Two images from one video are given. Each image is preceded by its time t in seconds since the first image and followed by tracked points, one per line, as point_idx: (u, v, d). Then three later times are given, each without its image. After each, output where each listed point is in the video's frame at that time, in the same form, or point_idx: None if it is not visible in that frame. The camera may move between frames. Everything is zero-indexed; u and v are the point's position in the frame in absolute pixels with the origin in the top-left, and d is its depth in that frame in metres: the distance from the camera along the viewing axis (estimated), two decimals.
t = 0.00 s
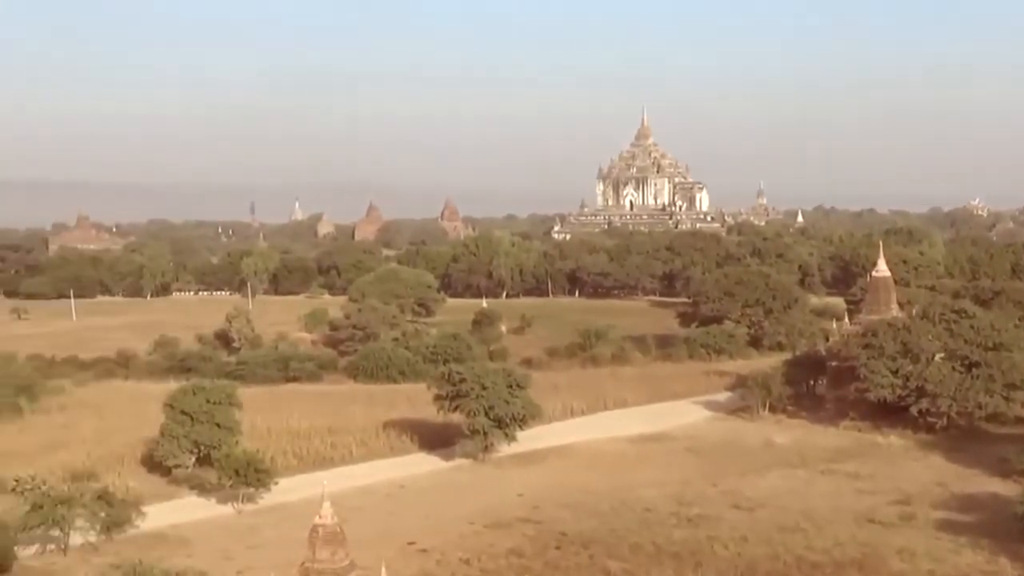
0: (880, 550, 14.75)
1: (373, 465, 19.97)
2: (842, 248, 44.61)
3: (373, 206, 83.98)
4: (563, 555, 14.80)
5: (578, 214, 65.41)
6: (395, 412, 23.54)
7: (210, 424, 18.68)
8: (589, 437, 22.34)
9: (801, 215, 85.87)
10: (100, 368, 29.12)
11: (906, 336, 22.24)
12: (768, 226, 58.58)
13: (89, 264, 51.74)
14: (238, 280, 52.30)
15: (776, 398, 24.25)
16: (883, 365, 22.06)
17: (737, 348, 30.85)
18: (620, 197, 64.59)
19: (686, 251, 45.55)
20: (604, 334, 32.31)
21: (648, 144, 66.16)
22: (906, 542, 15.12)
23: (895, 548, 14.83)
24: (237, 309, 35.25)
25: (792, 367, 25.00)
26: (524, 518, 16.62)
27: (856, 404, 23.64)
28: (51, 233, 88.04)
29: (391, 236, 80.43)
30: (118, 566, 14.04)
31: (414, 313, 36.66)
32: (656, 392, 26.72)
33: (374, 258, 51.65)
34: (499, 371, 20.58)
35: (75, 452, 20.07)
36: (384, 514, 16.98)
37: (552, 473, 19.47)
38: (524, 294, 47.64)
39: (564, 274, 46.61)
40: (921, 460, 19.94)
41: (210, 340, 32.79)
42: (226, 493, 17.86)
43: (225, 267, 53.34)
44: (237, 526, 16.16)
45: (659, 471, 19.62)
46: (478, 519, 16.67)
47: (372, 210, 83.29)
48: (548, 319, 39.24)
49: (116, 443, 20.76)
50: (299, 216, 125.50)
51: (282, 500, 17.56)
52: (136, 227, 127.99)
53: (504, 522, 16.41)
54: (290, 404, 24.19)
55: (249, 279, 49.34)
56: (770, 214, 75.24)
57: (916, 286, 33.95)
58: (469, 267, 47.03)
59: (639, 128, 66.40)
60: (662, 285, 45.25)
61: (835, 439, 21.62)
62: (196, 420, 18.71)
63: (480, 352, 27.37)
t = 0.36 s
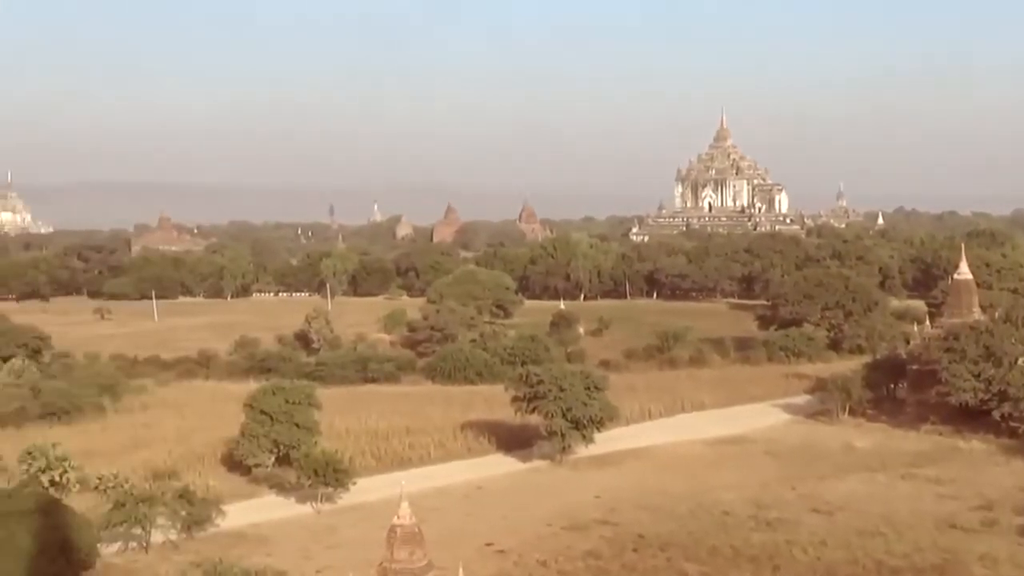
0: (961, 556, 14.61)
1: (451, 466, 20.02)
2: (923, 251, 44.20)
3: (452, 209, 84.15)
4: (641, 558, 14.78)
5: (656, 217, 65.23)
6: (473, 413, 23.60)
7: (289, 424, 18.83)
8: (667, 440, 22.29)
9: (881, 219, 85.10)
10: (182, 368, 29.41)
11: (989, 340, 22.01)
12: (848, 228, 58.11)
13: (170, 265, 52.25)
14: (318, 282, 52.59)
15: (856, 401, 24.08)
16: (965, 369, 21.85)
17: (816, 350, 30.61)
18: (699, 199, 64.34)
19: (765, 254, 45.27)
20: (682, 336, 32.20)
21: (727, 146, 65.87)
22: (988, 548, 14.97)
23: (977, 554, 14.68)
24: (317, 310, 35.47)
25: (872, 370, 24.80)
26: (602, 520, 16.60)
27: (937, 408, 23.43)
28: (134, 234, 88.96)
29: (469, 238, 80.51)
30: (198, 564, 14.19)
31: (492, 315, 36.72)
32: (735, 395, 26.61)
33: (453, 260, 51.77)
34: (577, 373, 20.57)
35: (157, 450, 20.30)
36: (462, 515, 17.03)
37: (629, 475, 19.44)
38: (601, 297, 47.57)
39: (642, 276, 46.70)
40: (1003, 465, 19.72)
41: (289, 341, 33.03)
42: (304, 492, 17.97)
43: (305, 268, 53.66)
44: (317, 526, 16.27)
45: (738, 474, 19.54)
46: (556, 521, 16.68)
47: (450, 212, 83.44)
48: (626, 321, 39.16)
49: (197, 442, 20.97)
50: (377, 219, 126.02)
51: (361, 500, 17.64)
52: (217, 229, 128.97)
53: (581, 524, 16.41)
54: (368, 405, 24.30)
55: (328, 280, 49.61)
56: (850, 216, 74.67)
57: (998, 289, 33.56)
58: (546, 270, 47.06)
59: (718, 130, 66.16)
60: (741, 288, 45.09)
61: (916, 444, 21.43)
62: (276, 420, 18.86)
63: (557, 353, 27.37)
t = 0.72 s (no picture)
0: None
1: (527, 469, 20.03)
2: (1004, 255, 43.74)
3: (528, 212, 84.16)
4: (718, 562, 14.71)
5: (733, 220, 64.94)
6: (549, 416, 23.61)
7: (367, 426, 18.94)
8: (744, 444, 22.17)
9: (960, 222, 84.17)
10: (260, 370, 29.65)
11: None
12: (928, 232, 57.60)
13: (249, 267, 52.71)
14: (395, 285, 52.82)
15: (935, 407, 23.84)
16: None
17: (894, 355, 30.36)
18: (777, 202, 64.01)
19: (843, 258, 44.93)
20: (759, 341, 32.05)
21: (805, 149, 65.50)
22: None
23: None
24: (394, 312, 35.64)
25: (951, 375, 24.51)
26: (678, 524, 16.56)
27: (1017, 414, 23.15)
28: (213, 237, 89.75)
29: (546, 242, 80.46)
30: (276, 565, 14.29)
31: (568, 318, 36.72)
32: (813, 399, 26.43)
33: (529, 262, 51.81)
34: (653, 377, 20.54)
35: (236, 451, 20.48)
36: (539, 518, 17.04)
37: (706, 480, 19.37)
38: (678, 300, 47.40)
39: (719, 279, 46.52)
40: None
41: (367, 343, 33.22)
42: (381, 494, 18.05)
43: (382, 270, 53.88)
44: (394, 527, 16.34)
45: (816, 479, 19.40)
46: (633, 524, 16.64)
47: (527, 215, 83.48)
48: (703, 325, 38.99)
49: (275, 443, 21.15)
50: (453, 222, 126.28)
51: (437, 503, 17.68)
52: (294, 231, 129.71)
53: (658, 528, 16.37)
54: (445, 408, 24.37)
55: (404, 283, 49.81)
56: (930, 219, 73.96)
57: None
58: (623, 273, 47.00)
59: (796, 132, 65.79)
60: (818, 292, 44.86)
61: (996, 450, 21.19)
62: (354, 422, 18.98)
63: (634, 357, 27.33)
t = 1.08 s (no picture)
0: None
1: (602, 475, 20.01)
2: None
3: (604, 217, 84.02)
4: (793, 570, 14.63)
5: (810, 225, 64.54)
6: (624, 422, 23.58)
7: (442, 430, 19.01)
8: (821, 451, 22.03)
9: None
10: (336, 373, 29.83)
11: None
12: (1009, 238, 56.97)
13: (326, 272, 53.08)
14: (470, 289, 52.93)
15: (1016, 415, 23.57)
16: None
17: (974, 362, 30.06)
18: (854, 208, 63.59)
19: (922, 264, 44.53)
20: (836, 347, 31.84)
21: (883, 153, 64.99)
22: None
23: None
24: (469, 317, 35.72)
25: None
26: (753, 531, 16.48)
27: None
28: (290, 242, 90.42)
29: (621, 247, 80.28)
30: (352, 567, 14.38)
31: (644, 324, 36.66)
32: (891, 406, 26.22)
33: (604, 267, 51.74)
34: (729, 384, 20.49)
35: (312, 454, 20.63)
36: (613, 524, 17.02)
37: (782, 486, 19.26)
38: (754, 306, 47.15)
39: (796, 285, 46.27)
40: None
41: (442, 347, 33.32)
42: (455, 498, 18.10)
43: (457, 275, 53.99)
44: (468, 531, 16.39)
45: (893, 487, 19.25)
46: (707, 530, 16.60)
47: (602, 220, 83.35)
48: (780, 331, 38.76)
49: (351, 446, 21.27)
50: (528, 227, 126.36)
51: (512, 507, 17.71)
52: (370, 235, 130.25)
53: (733, 535, 16.31)
54: (520, 412, 24.41)
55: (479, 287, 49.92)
56: (1010, 225, 73.10)
57: None
58: (699, 278, 46.86)
59: (874, 137, 65.30)
60: (896, 297, 44.51)
61: None
62: (429, 425, 19.06)
63: (709, 363, 27.25)
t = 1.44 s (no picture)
0: None
1: (675, 481, 19.96)
2: None
3: (678, 222, 83.76)
4: None
5: (886, 231, 64.05)
6: (698, 428, 23.51)
7: (515, 435, 19.05)
8: (897, 459, 21.84)
9: None
10: (411, 377, 29.94)
11: None
12: None
13: (400, 276, 53.33)
14: (544, 294, 52.96)
15: None
16: None
17: None
18: (929, 214, 63.27)
19: (1000, 270, 44.10)
20: (913, 354, 31.57)
21: (961, 159, 64.38)
22: None
23: None
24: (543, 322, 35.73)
25: None
26: (828, 538, 16.39)
27: None
28: (365, 246, 90.83)
29: (696, 252, 79.98)
30: (425, 571, 14.44)
31: (718, 330, 36.52)
32: (967, 415, 25.97)
33: (679, 273, 51.59)
34: (804, 391, 20.39)
35: (386, 457, 20.72)
36: (687, 530, 16.98)
37: (858, 495, 19.13)
38: (830, 312, 46.81)
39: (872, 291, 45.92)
40: None
41: (516, 352, 33.36)
42: (528, 503, 18.13)
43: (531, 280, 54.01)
44: (542, 536, 16.40)
45: (970, 496, 19.07)
46: (781, 538, 16.52)
47: (676, 226, 83.10)
48: (856, 337, 38.46)
49: (425, 450, 21.34)
50: (603, 233, 126.22)
51: (585, 513, 17.70)
52: (445, 240, 130.59)
53: (807, 543, 16.23)
54: (594, 418, 24.39)
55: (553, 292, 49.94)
56: None
57: None
58: (774, 283, 46.64)
59: (951, 142, 64.72)
60: (974, 304, 44.09)
61: None
62: (502, 430, 19.10)
63: (784, 369, 27.11)
